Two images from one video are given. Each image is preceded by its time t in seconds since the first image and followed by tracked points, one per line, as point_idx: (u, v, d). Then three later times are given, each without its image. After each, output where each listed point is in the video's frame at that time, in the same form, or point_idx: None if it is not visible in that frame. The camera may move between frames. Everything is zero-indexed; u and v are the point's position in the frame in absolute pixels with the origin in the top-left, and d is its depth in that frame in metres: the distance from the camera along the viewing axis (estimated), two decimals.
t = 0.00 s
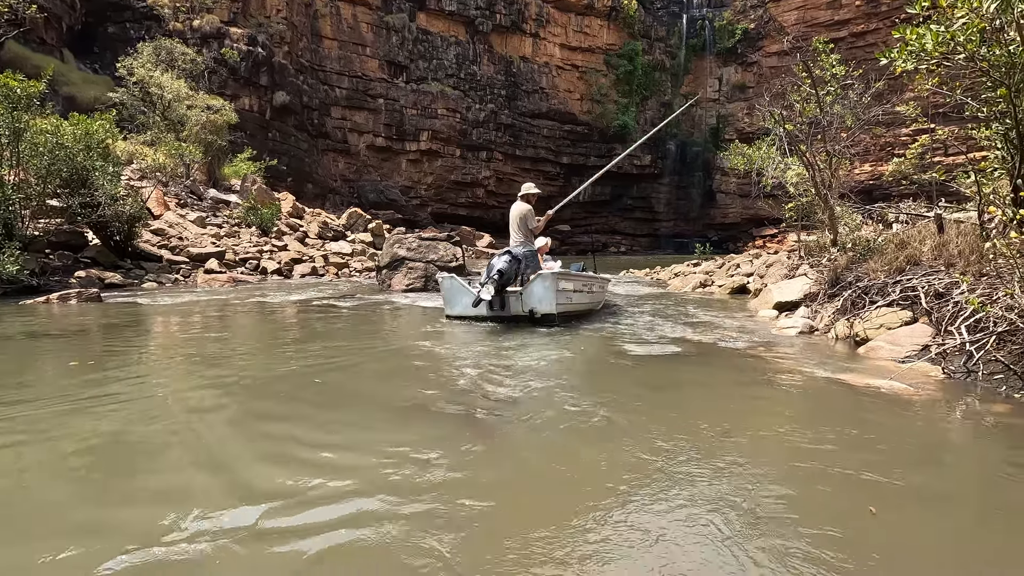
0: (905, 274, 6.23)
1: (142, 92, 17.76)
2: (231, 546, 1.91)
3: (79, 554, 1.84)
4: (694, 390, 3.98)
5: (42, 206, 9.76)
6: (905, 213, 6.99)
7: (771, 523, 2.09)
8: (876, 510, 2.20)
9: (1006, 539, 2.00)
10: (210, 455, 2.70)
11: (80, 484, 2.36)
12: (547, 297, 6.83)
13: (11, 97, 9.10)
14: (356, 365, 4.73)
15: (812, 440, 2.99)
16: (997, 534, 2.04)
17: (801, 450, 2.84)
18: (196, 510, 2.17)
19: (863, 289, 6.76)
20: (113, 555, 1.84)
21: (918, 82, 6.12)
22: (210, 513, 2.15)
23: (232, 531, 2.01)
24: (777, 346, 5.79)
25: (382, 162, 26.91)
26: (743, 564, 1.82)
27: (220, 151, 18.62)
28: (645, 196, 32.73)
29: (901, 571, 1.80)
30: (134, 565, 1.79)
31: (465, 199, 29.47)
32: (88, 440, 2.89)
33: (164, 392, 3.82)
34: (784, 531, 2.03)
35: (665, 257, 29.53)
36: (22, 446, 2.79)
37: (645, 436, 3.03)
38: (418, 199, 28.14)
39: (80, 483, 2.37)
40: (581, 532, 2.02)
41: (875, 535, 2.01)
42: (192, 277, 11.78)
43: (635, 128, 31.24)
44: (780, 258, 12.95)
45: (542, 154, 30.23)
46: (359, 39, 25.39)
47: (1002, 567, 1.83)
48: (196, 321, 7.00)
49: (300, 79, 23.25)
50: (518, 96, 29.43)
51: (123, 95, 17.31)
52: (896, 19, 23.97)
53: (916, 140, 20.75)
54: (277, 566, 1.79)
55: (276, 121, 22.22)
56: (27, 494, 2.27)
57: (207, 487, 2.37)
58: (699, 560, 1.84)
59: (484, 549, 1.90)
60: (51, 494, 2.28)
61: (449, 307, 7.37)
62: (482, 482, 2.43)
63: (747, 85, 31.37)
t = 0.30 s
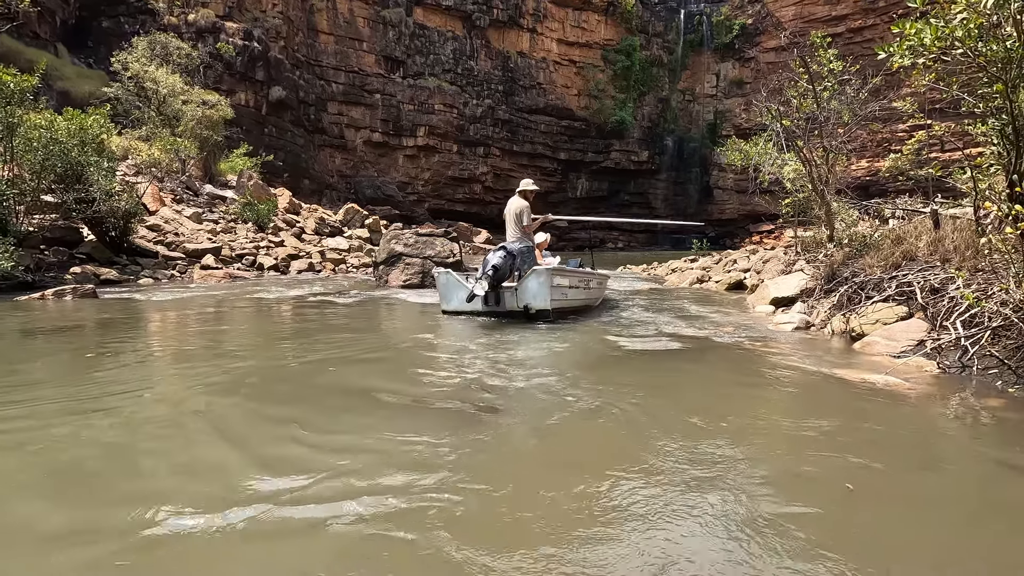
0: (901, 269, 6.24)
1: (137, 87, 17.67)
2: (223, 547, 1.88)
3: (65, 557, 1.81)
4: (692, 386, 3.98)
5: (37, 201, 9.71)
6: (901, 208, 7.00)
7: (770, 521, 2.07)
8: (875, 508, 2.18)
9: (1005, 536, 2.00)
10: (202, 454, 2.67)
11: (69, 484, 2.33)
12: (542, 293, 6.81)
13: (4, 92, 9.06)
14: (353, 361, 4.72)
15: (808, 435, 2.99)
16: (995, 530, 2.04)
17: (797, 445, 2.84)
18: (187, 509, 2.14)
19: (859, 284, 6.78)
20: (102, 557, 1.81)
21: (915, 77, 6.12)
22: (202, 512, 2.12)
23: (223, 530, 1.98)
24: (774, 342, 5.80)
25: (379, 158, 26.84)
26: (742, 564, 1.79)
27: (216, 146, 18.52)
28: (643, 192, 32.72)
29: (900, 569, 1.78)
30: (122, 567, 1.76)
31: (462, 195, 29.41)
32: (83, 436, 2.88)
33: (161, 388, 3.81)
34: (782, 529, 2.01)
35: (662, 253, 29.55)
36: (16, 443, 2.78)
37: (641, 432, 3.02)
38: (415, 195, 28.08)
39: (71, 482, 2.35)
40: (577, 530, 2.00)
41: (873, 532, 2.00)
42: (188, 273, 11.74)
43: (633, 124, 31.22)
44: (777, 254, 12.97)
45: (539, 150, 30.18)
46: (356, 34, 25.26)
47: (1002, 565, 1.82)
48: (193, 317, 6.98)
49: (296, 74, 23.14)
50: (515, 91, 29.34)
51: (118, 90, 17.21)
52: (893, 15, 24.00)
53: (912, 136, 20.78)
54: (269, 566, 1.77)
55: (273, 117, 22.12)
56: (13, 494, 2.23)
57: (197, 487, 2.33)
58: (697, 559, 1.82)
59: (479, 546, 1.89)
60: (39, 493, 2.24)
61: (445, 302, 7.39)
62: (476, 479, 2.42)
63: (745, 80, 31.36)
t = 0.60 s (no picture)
0: (899, 268, 6.25)
1: (135, 85, 17.63)
2: (219, 549, 1.86)
3: (60, 561, 1.78)
4: (690, 385, 3.97)
5: (34, 200, 9.66)
6: (899, 208, 7.00)
7: (769, 520, 2.07)
8: (877, 509, 2.16)
9: (1005, 536, 1.99)
10: (196, 456, 2.65)
11: (64, 486, 2.30)
12: (536, 292, 6.81)
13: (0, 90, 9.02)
14: (351, 359, 4.74)
15: (806, 434, 2.98)
16: (995, 530, 2.03)
17: (794, 445, 2.83)
18: (182, 511, 2.11)
19: (857, 283, 6.80)
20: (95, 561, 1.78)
21: (913, 77, 6.11)
22: (197, 513, 2.10)
23: (220, 531, 1.97)
24: (771, 340, 5.82)
25: (377, 157, 26.80)
26: (744, 565, 1.78)
27: (214, 145, 18.46)
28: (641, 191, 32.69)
29: (902, 570, 1.77)
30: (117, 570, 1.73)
31: (461, 194, 29.39)
32: (83, 435, 2.90)
33: (161, 387, 3.82)
34: (782, 530, 2.00)
35: (660, 252, 29.56)
36: (17, 442, 2.79)
37: (637, 430, 3.04)
38: (413, 194, 28.07)
39: (66, 484, 2.33)
40: (575, 531, 1.99)
41: (872, 532, 2.00)
42: (186, 273, 11.72)
43: (631, 123, 31.21)
44: (775, 253, 12.98)
45: (538, 149, 30.17)
46: (354, 33, 25.20)
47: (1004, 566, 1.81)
48: (191, 316, 6.97)
49: (294, 72, 23.09)
50: (514, 90, 29.30)
51: (115, 88, 17.16)
52: (891, 14, 24.02)
53: (910, 136, 20.81)
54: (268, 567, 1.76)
55: (271, 115, 22.09)
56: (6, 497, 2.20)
57: (191, 489, 2.31)
58: (698, 561, 1.80)
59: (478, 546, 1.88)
60: (32, 497, 2.21)
61: (444, 301, 7.49)
62: (473, 479, 2.41)
63: (743, 79, 31.36)
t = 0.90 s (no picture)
0: (897, 268, 6.25)
1: (133, 85, 17.61)
2: (220, 551, 1.85)
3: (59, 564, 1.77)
4: (691, 385, 3.97)
5: (32, 200, 9.63)
6: (898, 207, 7.01)
7: (769, 517, 2.09)
8: (875, 509, 2.17)
9: (1007, 535, 2.00)
10: (194, 457, 2.63)
11: (59, 489, 2.27)
12: (532, 291, 6.79)
13: None
14: (350, 359, 4.74)
15: (804, 434, 2.98)
16: (997, 530, 2.03)
17: (794, 445, 2.83)
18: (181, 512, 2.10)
19: (855, 283, 6.80)
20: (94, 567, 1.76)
21: (910, 77, 6.11)
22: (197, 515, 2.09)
23: (223, 529, 1.99)
24: (770, 340, 5.83)
25: (376, 157, 26.77)
26: (748, 567, 1.77)
27: (212, 144, 18.43)
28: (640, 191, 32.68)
29: (902, 569, 1.77)
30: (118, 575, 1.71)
31: (460, 194, 29.37)
32: (84, 435, 2.90)
33: (159, 387, 3.81)
34: (785, 531, 1.98)
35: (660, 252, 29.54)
36: (17, 442, 2.79)
37: (635, 429, 3.05)
38: (413, 193, 28.06)
39: (62, 485, 2.31)
40: (577, 530, 1.99)
41: (874, 533, 1.99)
42: (185, 272, 11.71)
43: (630, 123, 31.21)
44: (774, 253, 12.98)
45: (537, 148, 30.15)
46: (353, 32, 25.19)
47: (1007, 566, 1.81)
48: (189, 316, 6.96)
49: (294, 72, 23.07)
50: (513, 90, 29.29)
51: (114, 88, 17.13)
52: (891, 14, 24.03)
53: (909, 136, 20.82)
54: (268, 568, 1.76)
55: (270, 115, 22.06)
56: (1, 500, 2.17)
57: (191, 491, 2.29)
58: (702, 561, 1.80)
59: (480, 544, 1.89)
60: (26, 500, 2.18)
61: (441, 301, 7.50)
62: (472, 478, 2.40)
63: (742, 79, 31.39)
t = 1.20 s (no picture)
0: (896, 268, 6.26)
1: (132, 85, 17.60)
2: (216, 551, 1.84)
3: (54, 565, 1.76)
4: (691, 385, 3.97)
5: (31, 201, 9.61)
6: (897, 207, 7.01)
7: (767, 515, 2.10)
8: (874, 507, 2.18)
9: (1003, 535, 2.00)
10: (193, 457, 2.63)
11: (67, 488, 2.29)
12: (528, 291, 6.78)
13: None
14: (350, 359, 4.74)
15: (802, 434, 2.99)
16: (993, 531, 2.03)
17: (792, 445, 2.83)
18: (177, 512, 2.10)
19: (854, 282, 6.81)
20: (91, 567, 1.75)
21: (907, 78, 6.12)
22: (194, 515, 2.08)
23: (224, 526, 1.99)
24: (769, 340, 5.84)
25: (376, 157, 26.77)
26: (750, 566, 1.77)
27: (211, 144, 18.41)
28: (639, 190, 32.73)
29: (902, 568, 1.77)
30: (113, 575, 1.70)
31: (459, 194, 29.36)
32: (87, 435, 2.91)
33: (160, 387, 3.82)
34: (782, 531, 1.99)
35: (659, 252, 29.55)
36: (19, 443, 2.79)
37: (636, 427, 3.06)
38: (412, 193, 28.07)
39: (63, 487, 2.30)
40: (573, 530, 1.98)
41: (871, 533, 1.99)
42: (184, 272, 11.72)
43: (629, 123, 31.23)
44: (773, 253, 13.00)
45: (536, 148, 30.14)
46: (352, 32, 25.18)
47: (1004, 566, 1.81)
48: (188, 316, 6.96)
49: (293, 72, 23.06)
50: (512, 90, 29.29)
51: (113, 88, 17.10)
52: (889, 15, 24.11)
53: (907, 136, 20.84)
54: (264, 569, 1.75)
55: (269, 115, 22.06)
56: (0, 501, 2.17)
57: (189, 490, 2.28)
58: (702, 561, 1.79)
59: (475, 545, 1.88)
60: (25, 501, 2.17)
61: (439, 301, 7.51)
62: (467, 479, 2.39)
63: (741, 79, 31.42)
